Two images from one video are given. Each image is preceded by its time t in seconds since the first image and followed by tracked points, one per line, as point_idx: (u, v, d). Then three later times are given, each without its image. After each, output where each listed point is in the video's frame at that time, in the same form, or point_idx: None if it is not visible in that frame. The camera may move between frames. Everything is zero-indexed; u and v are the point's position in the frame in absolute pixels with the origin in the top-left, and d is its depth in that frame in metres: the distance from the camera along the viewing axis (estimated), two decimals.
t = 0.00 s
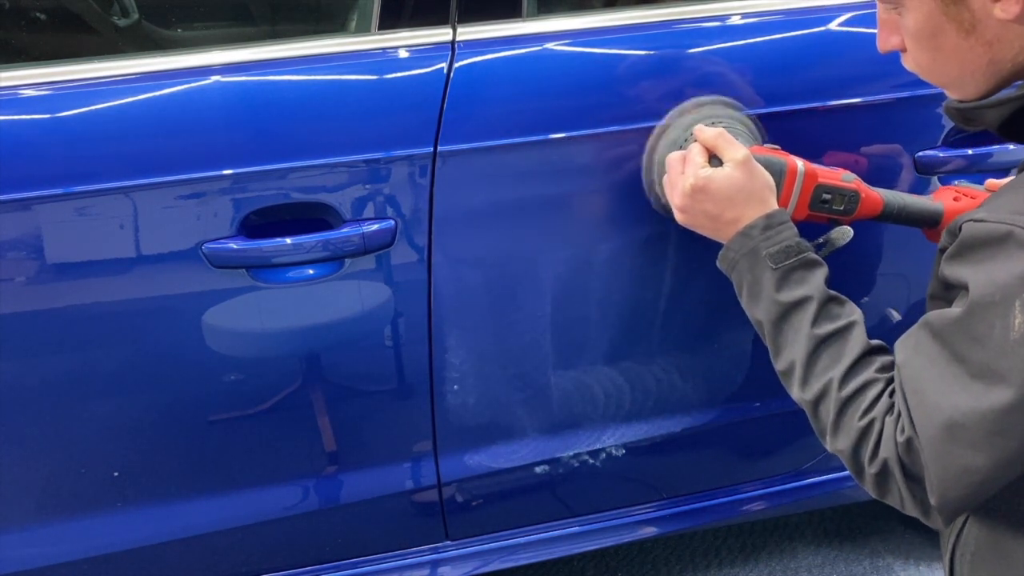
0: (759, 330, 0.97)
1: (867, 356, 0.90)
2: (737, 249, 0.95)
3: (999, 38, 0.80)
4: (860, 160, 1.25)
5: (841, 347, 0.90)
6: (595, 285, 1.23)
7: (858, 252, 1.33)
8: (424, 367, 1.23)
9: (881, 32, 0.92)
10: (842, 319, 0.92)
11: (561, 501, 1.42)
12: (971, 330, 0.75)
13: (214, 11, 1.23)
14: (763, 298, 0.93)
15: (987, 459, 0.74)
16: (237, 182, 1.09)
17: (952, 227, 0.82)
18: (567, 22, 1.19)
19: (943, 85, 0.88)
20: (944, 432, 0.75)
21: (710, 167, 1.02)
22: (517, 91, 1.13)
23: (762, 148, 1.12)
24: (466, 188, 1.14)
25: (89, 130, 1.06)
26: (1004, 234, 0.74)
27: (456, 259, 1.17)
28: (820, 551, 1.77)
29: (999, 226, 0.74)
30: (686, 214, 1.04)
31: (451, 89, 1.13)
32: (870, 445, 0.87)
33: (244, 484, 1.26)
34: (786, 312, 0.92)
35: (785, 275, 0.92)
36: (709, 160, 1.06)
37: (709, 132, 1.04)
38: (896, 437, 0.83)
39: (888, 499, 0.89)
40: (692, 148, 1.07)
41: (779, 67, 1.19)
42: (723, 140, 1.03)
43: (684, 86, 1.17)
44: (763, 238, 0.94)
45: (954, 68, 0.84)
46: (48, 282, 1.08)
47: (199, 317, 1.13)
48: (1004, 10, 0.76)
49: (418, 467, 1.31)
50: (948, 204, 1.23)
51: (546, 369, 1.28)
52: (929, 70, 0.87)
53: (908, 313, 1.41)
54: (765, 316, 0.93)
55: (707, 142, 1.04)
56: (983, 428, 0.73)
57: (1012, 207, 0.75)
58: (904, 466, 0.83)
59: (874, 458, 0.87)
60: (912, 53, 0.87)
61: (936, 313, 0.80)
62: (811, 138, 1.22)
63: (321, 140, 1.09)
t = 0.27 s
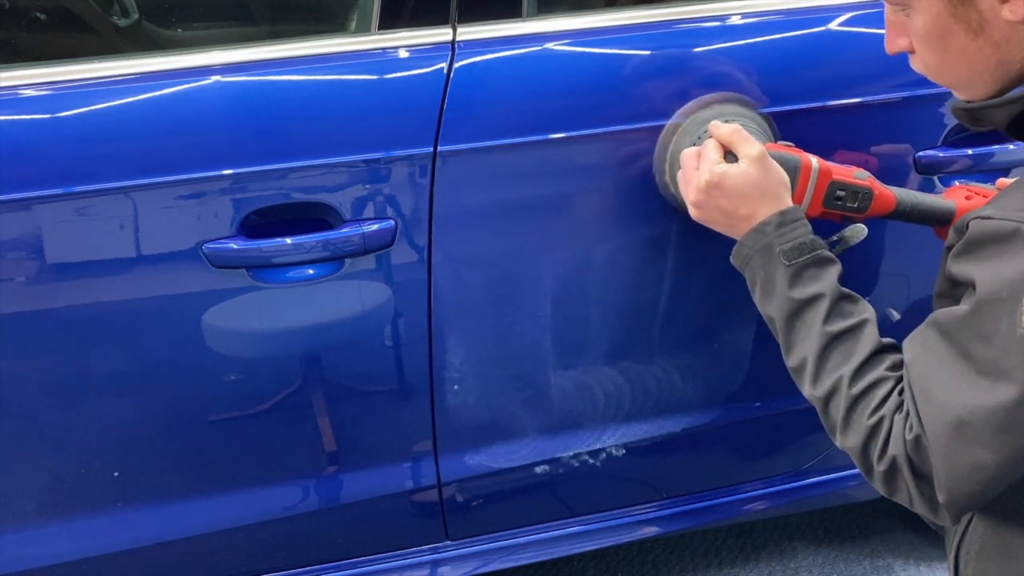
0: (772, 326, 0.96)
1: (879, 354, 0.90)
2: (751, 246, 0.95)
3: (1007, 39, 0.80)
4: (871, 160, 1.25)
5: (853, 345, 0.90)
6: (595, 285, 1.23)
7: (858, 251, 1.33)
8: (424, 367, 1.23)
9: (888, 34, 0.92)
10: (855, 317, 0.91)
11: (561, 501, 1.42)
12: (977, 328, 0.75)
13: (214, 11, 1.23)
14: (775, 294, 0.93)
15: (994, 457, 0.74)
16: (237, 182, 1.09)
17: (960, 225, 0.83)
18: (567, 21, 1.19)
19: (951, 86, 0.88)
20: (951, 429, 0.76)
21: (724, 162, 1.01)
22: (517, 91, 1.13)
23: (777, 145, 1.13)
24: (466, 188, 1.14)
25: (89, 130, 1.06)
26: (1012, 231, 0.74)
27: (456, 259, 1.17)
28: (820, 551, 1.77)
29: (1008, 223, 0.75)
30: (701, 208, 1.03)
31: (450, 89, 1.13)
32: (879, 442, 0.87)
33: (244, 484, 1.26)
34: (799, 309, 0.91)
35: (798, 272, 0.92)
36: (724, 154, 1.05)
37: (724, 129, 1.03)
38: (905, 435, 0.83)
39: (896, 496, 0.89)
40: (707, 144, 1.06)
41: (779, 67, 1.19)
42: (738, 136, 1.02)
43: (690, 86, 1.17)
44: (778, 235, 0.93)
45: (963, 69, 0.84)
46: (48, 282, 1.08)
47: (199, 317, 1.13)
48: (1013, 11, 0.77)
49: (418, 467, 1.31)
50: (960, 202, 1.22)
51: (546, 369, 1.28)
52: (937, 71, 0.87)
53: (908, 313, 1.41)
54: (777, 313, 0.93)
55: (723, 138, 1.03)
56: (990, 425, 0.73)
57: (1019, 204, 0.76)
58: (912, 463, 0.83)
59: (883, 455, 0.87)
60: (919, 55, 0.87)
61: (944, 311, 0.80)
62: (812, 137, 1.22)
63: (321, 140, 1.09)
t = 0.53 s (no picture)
0: (782, 323, 0.96)
1: (889, 352, 0.89)
2: (763, 242, 0.95)
3: (1016, 40, 0.80)
4: (880, 159, 1.26)
5: (863, 342, 0.90)
6: (595, 285, 1.23)
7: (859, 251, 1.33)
8: (424, 367, 1.23)
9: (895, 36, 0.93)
10: (866, 314, 0.91)
11: (561, 501, 1.42)
12: (983, 325, 0.75)
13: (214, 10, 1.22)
14: (786, 291, 0.93)
15: (1000, 454, 0.74)
16: (237, 182, 1.09)
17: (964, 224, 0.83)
18: (567, 21, 1.19)
19: (958, 87, 0.88)
20: (957, 427, 0.76)
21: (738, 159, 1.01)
22: (517, 91, 1.13)
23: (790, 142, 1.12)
24: (466, 188, 1.14)
25: (89, 130, 1.07)
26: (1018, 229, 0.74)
27: (456, 258, 1.17)
28: (820, 551, 1.77)
29: (1014, 221, 0.75)
30: (713, 204, 1.03)
31: (451, 89, 1.13)
32: (887, 440, 0.87)
33: (244, 484, 1.26)
34: (810, 306, 0.91)
35: (810, 269, 0.92)
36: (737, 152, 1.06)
37: (740, 125, 1.04)
38: (912, 433, 0.83)
39: (904, 494, 0.89)
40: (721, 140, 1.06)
41: (779, 67, 1.19)
42: (753, 133, 1.03)
43: (696, 87, 1.17)
44: (789, 232, 0.94)
45: (970, 71, 0.84)
46: (48, 282, 1.08)
47: (199, 317, 1.13)
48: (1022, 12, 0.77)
49: (418, 467, 1.31)
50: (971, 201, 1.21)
51: (546, 369, 1.28)
52: (945, 73, 0.87)
53: (908, 313, 1.41)
54: (788, 309, 0.93)
55: (738, 135, 1.04)
56: (996, 423, 0.73)
57: None
58: (919, 461, 0.83)
59: (890, 453, 0.87)
60: (927, 56, 0.87)
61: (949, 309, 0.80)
62: (812, 137, 1.22)
63: (321, 141, 1.09)
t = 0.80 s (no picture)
0: (790, 327, 0.96)
1: (897, 355, 0.90)
2: (770, 247, 0.95)
3: (1019, 46, 0.80)
4: (885, 160, 1.26)
5: (871, 347, 0.90)
6: (595, 285, 1.23)
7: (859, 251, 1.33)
8: (424, 367, 1.23)
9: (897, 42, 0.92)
10: (873, 318, 0.91)
11: (561, 501, 1.42)
12: (988, 329, 0.75)
13: (214, 11, 1.22)
14: (794, 296, 0.93)
15: (1007, 457, 0.74)
16: (237, 182, 1.09)
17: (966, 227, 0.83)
18: (567, 21, 1.19)
19: (963, 92, 0.88)
20: (965, 431, 0.76)
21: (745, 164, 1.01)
22: (517, 91, 1.13)
23: (797, 147, 1.12)
24: (466, 188, 1.14)
25: (89, 130, 1.07)
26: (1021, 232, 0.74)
27: (456, 258, 1.17)
28: (820, 551, 1.77)
29: (1016, 224, 0.75)
30: (722, 210, 1.03)
31: (450, 89, 1.13)
32: (895, 443, 0.87)
33: (244, 484, 1.26)
34: (818, 311, 0.91)
35: (817, 274, 0.92)
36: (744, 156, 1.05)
37: (746, 130, 1.03)
38: (920, 437, 0.83)
39: (912, 496, 0.90)
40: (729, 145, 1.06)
41: (779, 66, 1.19)
42: (759, 138, 1.02)
43: (699, 87, 1.17)
44: (797, 237, 0.93)
45: (973, 76, 0.84)
46: (48, 282, 1.08)
47: (199, 317, 1.13)
48: None
49: (418, 467, 1.31)
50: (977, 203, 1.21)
51: (546, 369, 1.28)
52: (948, 78, 0.87)
53: (908, 313, 1.41)
54: (796, 314, 0.93)
55: (745, 139, 1.03)
56: (1003, 426, 0.73)
57: None
58: (927, 465, 0.84)
59: (898, 456, 0.87)
60: (929, 62, 0.87)
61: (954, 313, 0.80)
62: (813, 137, 1.22)
63: (321, 141, 1.09)
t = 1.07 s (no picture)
0: (800, 344, 0.96)
1: (907, 369, 0.89)
2: (776, 265, 0.95)
3: (1014, 58, 0.80)
4: (888, 164, 1.26)
5: (880, 361, 0.90)
6: (595, 285, 1.23)
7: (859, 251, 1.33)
8: (424, 367, 1.23)
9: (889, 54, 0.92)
10: (882, 333, 0.91)
11: (561, 501, 1.42)
12: (990, 341, 0.75)
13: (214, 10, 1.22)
14: (802, 313, 0.93)
15: (1017, 468, 0.74)
16: (237, 182, 1.09)
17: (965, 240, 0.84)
18: (567, 21, 1.19)
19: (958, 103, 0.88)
20: (973, 443, 0.75)
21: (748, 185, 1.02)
22: (517, 92, 1.13)
23: (798, 163, 1.13)
24: (466, 188, 1.14)
25: (89, 130, 1.07)
26: (1018, 245, 0.75)
27: (456, 258, 1.17)
28: (820, 551, 1.77)
29: (1013, 237, 0.76)
30: (725, 230, 1.04)
31: (450, 89, 1.13)
32: (907, 457, 0.86)
33: (244, 484, 1.26)
34: (826, 327, 0.91)
35: (824, 290, 0.92)
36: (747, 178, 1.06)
37: (747, 151, 1.05)
38: (932, 450, 0.83)
39: (929, 510, 0.88)
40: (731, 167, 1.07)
41: (778, 66, 1.19)
42: (761, 159, 1.04)
43: (696, 91, 1.17)
44: (803, 254, 0.93)
45: (969, 89, 0.84)
46: (48, 282, 1.08)
47: (199, 317, 1.13)
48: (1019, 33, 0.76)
49: (418, 467, 1.31)
50: (982, 210, 1.22)
51: (546, 369, 1.28)
52: (943, 90, 0.86)
53: (908, 313, 1.41)
54: (804, 331, 0.93)
55: (746, 161, 1.05)
56: (1011, 437, 0.73)
57: None
58: (941, 478, 0.83)
59: (912, 470, 0.86)
60: (924, 74, 0.87)
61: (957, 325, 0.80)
62: (812, 137, 1.22)
63: (321, 140, 1.09)
